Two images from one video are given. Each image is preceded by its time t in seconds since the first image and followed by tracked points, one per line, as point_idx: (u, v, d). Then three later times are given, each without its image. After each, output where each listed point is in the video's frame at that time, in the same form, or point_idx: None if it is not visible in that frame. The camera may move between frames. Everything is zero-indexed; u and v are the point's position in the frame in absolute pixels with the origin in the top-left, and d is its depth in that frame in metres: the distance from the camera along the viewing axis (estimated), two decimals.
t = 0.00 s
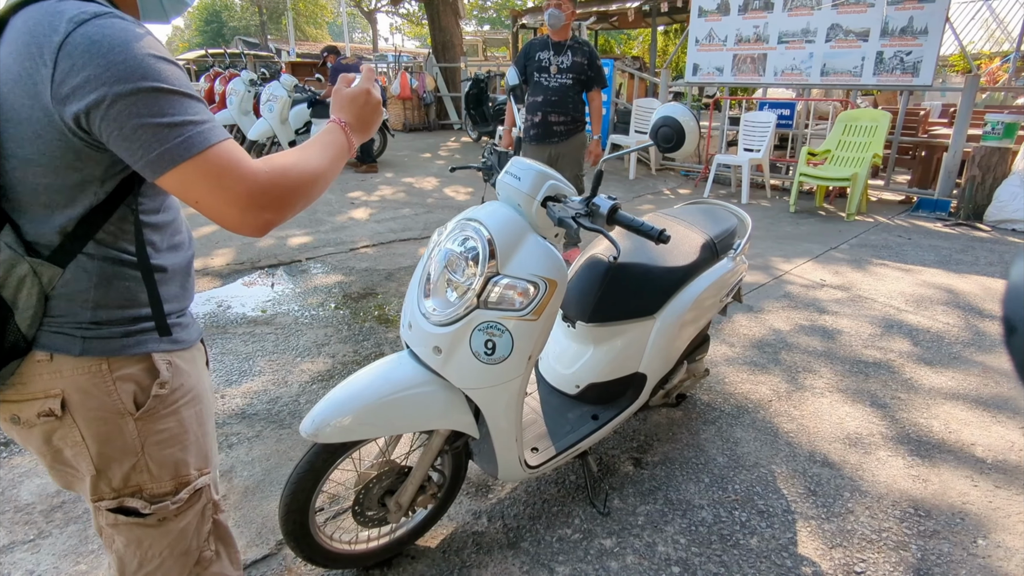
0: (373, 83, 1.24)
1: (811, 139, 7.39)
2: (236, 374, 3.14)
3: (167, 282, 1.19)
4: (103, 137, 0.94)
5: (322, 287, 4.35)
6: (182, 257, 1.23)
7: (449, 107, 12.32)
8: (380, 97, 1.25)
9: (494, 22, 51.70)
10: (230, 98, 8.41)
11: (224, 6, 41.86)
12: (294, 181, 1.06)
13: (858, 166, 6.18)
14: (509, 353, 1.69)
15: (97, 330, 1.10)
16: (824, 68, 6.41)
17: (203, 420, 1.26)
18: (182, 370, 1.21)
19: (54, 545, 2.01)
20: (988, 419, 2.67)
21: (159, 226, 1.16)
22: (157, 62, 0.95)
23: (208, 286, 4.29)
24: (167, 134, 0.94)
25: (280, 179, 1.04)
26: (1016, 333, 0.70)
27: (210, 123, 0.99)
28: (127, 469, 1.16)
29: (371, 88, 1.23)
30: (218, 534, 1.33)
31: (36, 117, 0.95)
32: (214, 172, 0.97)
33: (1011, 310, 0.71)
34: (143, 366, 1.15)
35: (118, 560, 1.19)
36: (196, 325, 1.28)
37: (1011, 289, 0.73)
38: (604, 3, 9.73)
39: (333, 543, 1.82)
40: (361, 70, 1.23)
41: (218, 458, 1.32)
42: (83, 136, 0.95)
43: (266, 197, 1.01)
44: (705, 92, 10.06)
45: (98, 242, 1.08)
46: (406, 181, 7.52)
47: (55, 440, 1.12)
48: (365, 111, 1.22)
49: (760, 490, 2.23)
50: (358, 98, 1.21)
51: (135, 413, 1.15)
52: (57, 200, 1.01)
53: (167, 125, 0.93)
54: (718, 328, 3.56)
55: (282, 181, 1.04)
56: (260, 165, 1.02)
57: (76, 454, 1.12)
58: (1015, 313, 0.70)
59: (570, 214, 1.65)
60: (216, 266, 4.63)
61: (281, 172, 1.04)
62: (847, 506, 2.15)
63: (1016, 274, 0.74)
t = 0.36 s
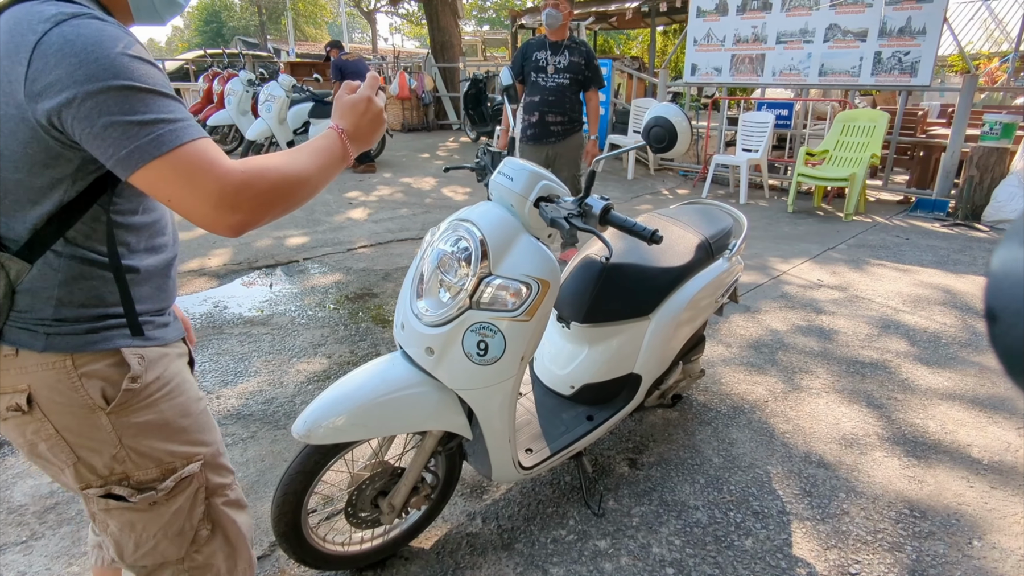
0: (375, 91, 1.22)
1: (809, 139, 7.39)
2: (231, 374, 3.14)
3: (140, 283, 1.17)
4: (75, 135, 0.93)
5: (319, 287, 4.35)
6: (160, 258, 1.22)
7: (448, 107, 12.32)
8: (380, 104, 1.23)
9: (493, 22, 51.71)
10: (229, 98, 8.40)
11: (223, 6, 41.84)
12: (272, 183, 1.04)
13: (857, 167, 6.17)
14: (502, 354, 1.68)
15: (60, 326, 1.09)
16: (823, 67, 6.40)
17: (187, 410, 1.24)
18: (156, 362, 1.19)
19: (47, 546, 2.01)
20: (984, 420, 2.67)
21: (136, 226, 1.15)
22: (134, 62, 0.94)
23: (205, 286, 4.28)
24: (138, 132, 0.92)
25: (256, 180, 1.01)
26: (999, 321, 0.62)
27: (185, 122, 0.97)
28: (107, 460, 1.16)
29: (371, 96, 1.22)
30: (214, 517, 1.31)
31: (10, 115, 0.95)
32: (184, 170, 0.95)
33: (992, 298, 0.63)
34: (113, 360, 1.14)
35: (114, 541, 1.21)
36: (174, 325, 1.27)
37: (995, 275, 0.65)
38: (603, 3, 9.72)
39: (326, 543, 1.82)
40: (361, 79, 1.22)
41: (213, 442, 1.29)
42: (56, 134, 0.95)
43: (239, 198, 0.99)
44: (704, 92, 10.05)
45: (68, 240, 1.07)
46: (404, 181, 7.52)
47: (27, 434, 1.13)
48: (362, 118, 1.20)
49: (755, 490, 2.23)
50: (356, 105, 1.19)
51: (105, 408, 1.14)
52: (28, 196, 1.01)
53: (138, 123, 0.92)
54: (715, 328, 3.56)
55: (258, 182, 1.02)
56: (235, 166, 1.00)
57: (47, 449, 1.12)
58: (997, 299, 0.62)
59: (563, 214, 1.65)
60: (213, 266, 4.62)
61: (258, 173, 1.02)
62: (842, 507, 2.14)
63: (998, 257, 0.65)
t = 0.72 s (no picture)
0: (384, 105, 1.18)
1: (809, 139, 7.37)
2: (228, 375, 3.12)
3: (151, 288, 1.15)
4: (78, 145, 0.90)
5: (317, 287, 4.33)
6: (172, 264, 1.20)
7: (447, 107, 12.31)
8: (390, 117, 1.19)
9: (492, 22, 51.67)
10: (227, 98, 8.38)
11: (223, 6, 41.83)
12: (276, 201, 1.00)
13: (856, 167, 6.16)
14: (498, 356, 1.67)
15: (74, 335, 1.07)
16: (822, 67, 6.39)
17: (196, 425, 1.21)
18: (168, 374, 1.16)
19: (39, 550, 1.99)
20: (985, 421, 2.65)
21: (148, 233, 1.13)
22: (143, 72, 0.91)
23: (203, 286, 4.27)
24: (140, 145, 0.89)
25: (260, 197, 0.98)
26: (992, 314, 0.58)
27: (191, 135, 0.94)
28: (111, 476, 1.12)
29: (381, 110, 1.18)
30: (217, 548, 1.26)
31: (17, 124, 0.93)
32: (188, 186, 0.92)
33: (985, 289, 0.59)
34: (126, 369, 1.12)
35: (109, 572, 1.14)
36: (185, 332, 1.25)
37: (987, 267, 0.61)
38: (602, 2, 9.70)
39: (320, 547, 1.80)
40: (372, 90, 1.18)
41: (216, 466, 1.26)
42: (60, 143, 0.92)
43: (240, 216, 0.95)
44: (704, 92, 10.04)
45: (80, 249, 1.05)
46: (403, 181, 7.51)
47: (39, 443, 1.11)
48: (371, 132, 1.16)
49: (755, 493, 2.21)
50: (366, 119, 1.15)
51: (115, 418, 1.10)
52: (39, 207, 0.99)
53: (140, 136, 0.89)
54: (714, 329, 3.55)
55: (262, 200, 0.98)
56: (240, 182, 0.97)
57: (59, 457, 1.10)
58: (990, 292, 0.58)
59: (559, 215, 1.63)
60: (211, 266, 4.61)
61: (262, 190, 0.98)
62: (842, 510, 2.13)
63: (989, 250, 0.61)
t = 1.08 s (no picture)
0: (435, 124, 1.16)
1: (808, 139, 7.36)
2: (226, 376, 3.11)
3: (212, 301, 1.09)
4: (145, 158, 0.83)
5: (316, 287, 4.32)
6: (228, 272, 1.13)
7: (446, 107, 12.31)
8: (441, 137, 1.16)
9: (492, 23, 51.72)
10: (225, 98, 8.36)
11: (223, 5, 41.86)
12: (342, 225, 0.96)
13: (856, 167, 6.14)
14: (496, 356, 1.65)
15: (140, 353, 1.00)
16: (822, 67, 6.38)
17: (256, 441, 1.16)
18: (230, 390, 1.12)
19: (35, 552, 1.97)
20: (985, 422, 2.64)
21: (207, 245, 1.07)
22: (219, 84, 0.85)
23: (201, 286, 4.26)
24: (213, 164, 0.83)
25: (329, 221, 0.93)
26: (979, 306, 0.60)
27: (264, 153, 0.88)
28: (181, 499, 1.06)
29: (432, 129, 1.15)
30: (280, 562, 1.21)
31: (81, 130, 0.86)
32: (261, 209, 0.86)
33: (972, 282, 0.61)
34: (193, 387, 1.06)
35: None
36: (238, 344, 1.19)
37: (977, 260, 0.62)
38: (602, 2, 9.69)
39: (317, 550, 1.79)
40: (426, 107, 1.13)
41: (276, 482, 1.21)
42: (127, 152, 0.85)
43: (307, 243, 0.90)
44: (703, 92, 10.03)
45: (146, 262, 0.98)
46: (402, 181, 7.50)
47: (100, 472, 1.03)
48: (423, 151, 1.13)
49: (755, 494, 2.20)
50: (417, 137, 1.12)
51: (185, 439, 1.05)
52: (105, 218, 0.91)
53: (215, 154, 0.82)
54: (714, 329, 3.53)
55: (330, 223, 0.94)
56: (310, 205, 0.91)
57: (125, 486, 1.03)
58: (978, 285, 0.60)
59: (557, 215, 1.61)
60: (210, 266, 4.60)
61: (331, 214, 0.94)
62: (842, 512, 2.12)
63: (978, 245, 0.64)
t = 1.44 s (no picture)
0: (335, 100, 1.06)
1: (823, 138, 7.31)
2: (245, 374, 3.14)
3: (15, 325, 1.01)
4: None
5: (331, 286, 4.35)
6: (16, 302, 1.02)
7: (459, 107, 12.34)
8: (345, 113, 1.08)
9: (502, 23, 51.75)
10: (240, 99, 8.44)
11: (235, 7, 42.17)
12: (234, 216, 0.93)
13: (872, 165, 6.10)
14: (520, 353, 1.66)
15: None
16: (837, 65, 6.33)
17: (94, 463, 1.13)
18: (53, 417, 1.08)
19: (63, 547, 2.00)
20: (1008, 421, 2.61)
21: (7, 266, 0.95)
22: (39, 96, 0.82)
23: (219, 286, 4.30)
24: (66, 177, 0.80)
25: (215, 217, 0.91)
26: None
27: (116, 159, 0.85)
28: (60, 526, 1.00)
29: (333, 105, 1.06)
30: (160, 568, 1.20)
31: None
32: (133, 217, 0.84)
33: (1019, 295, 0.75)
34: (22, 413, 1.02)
35: None
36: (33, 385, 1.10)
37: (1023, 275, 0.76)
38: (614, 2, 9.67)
39: (342, 544, 1.80)
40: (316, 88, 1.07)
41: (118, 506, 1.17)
42: None
43: (198, 237, 0.89)
44: (716, 91, 9.99)
45: None
46: (416, 181, 7.53)
47: None
48: (326, 129, 1.05)
49: (776, 493, 2.19)
50: (318, 119, 1.04)
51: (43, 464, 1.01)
52: None
53: (64, 166, 0.80)
54: (731, 329, 3.52)
55: (218, 218, 0.91)
56: (190, 204, 0.89)
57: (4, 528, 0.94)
58: None
59: (583, 212, 1.62)
60: (227, 266, 4.64)
61: (216, 209, 0.91)
62: (865, 510, 2.11)
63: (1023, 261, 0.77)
